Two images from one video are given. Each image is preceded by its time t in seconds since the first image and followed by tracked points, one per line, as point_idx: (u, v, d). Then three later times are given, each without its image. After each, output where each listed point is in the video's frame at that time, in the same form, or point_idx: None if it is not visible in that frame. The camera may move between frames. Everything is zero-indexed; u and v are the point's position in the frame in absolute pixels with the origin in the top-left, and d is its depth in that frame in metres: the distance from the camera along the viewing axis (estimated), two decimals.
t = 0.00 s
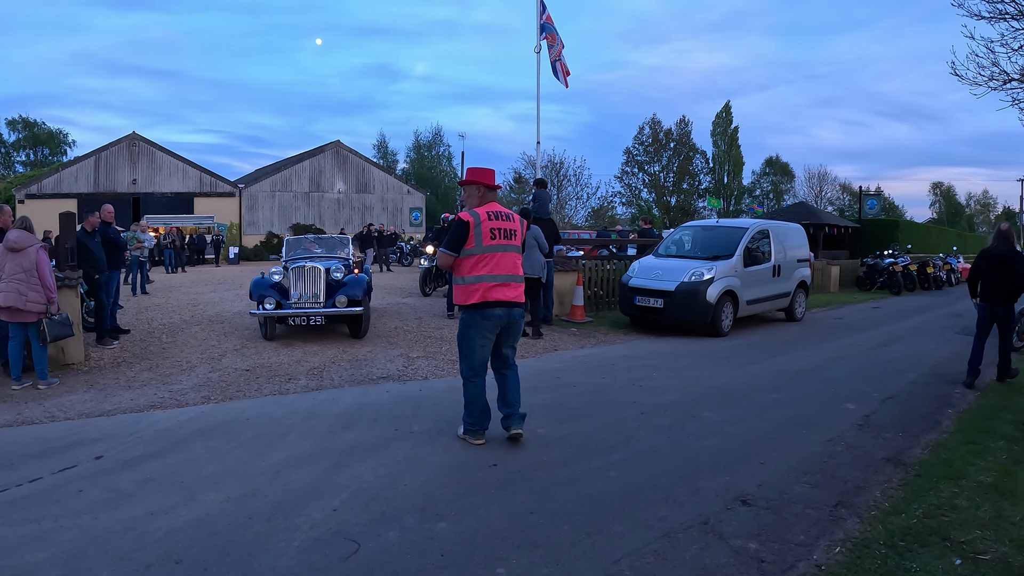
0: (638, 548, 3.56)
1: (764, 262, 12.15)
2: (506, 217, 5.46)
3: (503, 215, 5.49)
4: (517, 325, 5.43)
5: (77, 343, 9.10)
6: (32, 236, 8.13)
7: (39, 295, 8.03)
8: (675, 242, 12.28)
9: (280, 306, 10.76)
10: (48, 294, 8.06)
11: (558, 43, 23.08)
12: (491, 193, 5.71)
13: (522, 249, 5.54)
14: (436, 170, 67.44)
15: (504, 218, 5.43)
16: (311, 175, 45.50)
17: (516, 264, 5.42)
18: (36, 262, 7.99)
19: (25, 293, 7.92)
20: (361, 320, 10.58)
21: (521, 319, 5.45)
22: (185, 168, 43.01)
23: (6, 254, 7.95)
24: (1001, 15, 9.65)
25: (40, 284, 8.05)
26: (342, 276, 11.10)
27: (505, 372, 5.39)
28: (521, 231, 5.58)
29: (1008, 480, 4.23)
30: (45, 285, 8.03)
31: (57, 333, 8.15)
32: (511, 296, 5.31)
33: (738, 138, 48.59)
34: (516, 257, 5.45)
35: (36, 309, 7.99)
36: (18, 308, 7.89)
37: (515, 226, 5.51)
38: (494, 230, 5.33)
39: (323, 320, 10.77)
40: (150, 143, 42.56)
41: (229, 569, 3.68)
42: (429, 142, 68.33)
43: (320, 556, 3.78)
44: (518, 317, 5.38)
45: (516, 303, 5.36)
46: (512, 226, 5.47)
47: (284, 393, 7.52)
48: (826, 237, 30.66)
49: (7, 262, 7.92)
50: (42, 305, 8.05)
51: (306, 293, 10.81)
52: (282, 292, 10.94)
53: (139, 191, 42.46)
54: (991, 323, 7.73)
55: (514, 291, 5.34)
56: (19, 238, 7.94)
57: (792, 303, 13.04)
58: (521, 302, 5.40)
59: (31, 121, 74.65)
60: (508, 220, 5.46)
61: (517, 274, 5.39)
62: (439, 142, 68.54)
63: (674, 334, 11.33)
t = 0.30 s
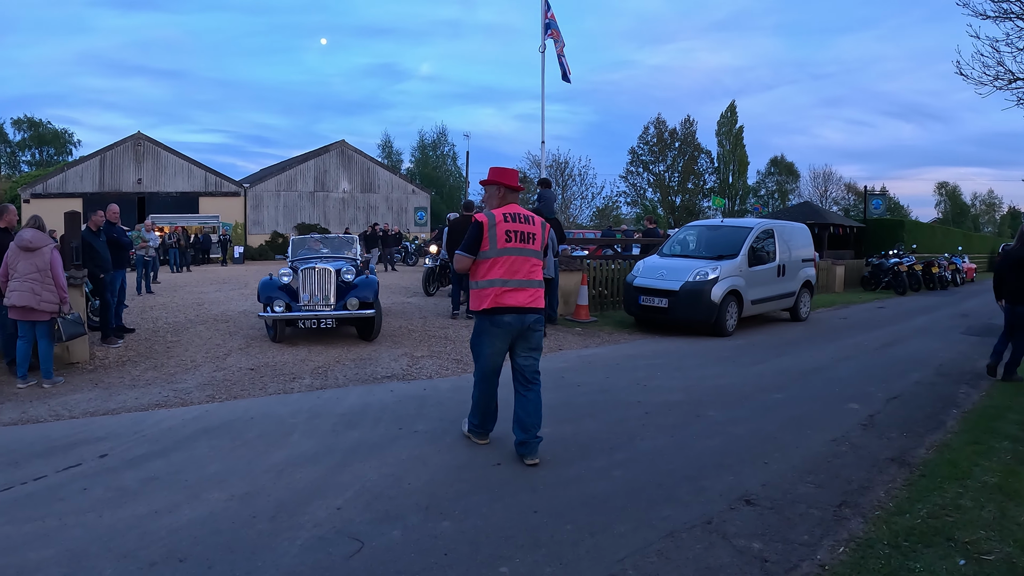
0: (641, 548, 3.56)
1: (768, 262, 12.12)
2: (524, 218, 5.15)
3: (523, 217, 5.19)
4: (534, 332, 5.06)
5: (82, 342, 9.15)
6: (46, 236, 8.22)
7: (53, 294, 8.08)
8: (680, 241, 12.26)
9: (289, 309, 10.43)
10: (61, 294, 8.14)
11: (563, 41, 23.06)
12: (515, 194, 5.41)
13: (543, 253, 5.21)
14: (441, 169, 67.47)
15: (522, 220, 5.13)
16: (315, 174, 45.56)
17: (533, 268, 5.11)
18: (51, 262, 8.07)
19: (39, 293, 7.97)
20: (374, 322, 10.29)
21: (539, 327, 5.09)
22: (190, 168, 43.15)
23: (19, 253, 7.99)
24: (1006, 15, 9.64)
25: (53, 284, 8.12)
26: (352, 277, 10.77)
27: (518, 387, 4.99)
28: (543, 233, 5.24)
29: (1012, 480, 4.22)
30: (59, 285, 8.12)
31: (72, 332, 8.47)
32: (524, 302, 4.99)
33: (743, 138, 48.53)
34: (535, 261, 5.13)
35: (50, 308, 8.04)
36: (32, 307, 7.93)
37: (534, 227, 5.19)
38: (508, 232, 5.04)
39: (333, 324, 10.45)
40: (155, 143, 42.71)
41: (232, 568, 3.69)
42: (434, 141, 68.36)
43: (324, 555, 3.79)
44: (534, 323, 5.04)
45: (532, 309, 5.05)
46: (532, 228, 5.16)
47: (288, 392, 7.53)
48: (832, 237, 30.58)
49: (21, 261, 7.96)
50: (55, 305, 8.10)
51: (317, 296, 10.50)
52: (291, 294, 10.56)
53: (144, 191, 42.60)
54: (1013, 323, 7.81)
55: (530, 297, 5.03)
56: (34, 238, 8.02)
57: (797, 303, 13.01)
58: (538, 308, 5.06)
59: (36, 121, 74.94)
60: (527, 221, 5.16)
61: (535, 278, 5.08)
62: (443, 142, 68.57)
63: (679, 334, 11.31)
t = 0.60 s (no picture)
0: (643, 547, 3.58)
1: (771, 261, 12.12)
2: (542, 214, 5.02)
3: (540, 212, 5.05)
4: (548, 333, 4.96)
5: (87, 342, 9.20)
6: (56, 236, 8.27)
7: (62, 294, 8.12)
8: (683, 241, 12.26)
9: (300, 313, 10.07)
10: (70, 294, 8.18)
11: (569, 36, 23.01)
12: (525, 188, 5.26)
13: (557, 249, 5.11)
14: (444, 168, 67.47)
15: (541, 215, 4.99)
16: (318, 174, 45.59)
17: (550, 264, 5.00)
18: (61, 262, 8.12)
19: (50, 292, 8.01)
20: (388, 325, 9.98)
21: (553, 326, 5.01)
22: (193, 168, 43.21)
23: (29, 252, 8.01)
24: (1010, 14, 9.63)
25: (63, 284, 8.17)
26: (364, 280, 10.52)
27: (526, 389, 4.93)
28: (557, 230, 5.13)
29: (1015, 480, 4.22)
30: (68, 285, 8.17)
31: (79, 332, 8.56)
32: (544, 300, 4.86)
33: (746, 137, 48.49)
34: (551, 258, 5.02)
35: (59, 308, 8.09)
36: (41, 306, 7.97)
37: (551, 224, 5.06)
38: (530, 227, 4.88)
39: (346, 327, 10.13)
40: (158, 143, 42.77)
41: (235, 566, 3.72)
42: (437, 141, 68.38)
43: (326, 553, 3.82)
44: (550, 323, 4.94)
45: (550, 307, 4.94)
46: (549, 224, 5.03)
47: (291, 392, 7.54)
48: (836, 237, 30.51)
49: (31, 260, 8.00)
50: (64, 304, 8.15)
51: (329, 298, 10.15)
52: (302, 296, 10.23)
53: (147, 191, 42.70)
54: None
55: (549, 295, 4.92)
56: (45, 237, 8.07)
57: (800, 303, 13.00)
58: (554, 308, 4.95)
59: (40, 121, 75.14)
60: (545, 217, 5.03)
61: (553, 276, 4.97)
62: (446, 141, 68.58)
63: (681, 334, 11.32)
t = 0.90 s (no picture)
0: (640, 545, 3.58)
1: (770, 260, 12.13)
2: (540, 212, 4.79)
3: (537, 210, 4.82)
4: (546, 337, 4.79)
5: (86, 341, 9.21)
6: (57, 236, 8.27)
7: (63, 294, 8.11)
8: (681, 240, 12.27)
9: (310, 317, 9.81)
10: (71, 294, 8.17)
11: (567, 37, 23.01)
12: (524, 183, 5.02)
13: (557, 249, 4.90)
14: (443, 168, 67.46)
15: (538, 214, 4.76)
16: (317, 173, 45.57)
17: (549, 266, 4.80)
18: (62, 262, 8.11)
19: (50, 292, 8.00)
20: (401, 328, 9.86)
21: (550, 328, 4.85)
22: (192, 167, 43.18)
23: (30, 252, 8.02)
24: (1008, 14, 9.66)
25: (63, 284, 8.16)
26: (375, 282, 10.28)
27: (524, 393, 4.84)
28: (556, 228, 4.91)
29: (1011, 479, 4.22)
30: (68, 285, 8.15)
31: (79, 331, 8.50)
32: (543, 304, 4.68)
33: (745, 137, 48.51)
34: (550, 258, 4.82)
35: (59, 307, 8.08)
36: (42, 306, 7.97)
37: (549, 223, 4.84)
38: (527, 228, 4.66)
39: (358, 331, 9.92)
40: (157, 143, 42.78)
41: (234, 565, 3.72)
42: (436, 140, 68.38)
43: (324, 552, 3.82)
44: (547, 327, 4.77)
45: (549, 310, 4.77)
46: (548, 223, 4.81)
47: (289, 392, 7.54)
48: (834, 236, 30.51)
49: (32, 260, 7.99)
50: (64, 304, 8.13)
51: (340, 302, 9.93)
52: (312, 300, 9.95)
53: (146, 191, 42.70)
54: None
55: (549, 298, 4.73)
56: (46, 237, 8.08)
57: (798, 302, 13.01)
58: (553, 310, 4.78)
59: (39, 121, 75.12)
60: (544, 216, 4.80)
61: (552, 278, 4.77)
62: (446, 141, 68.56)
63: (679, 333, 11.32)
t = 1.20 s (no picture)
0: (631, 545, 3.57)
1: (764, 260, 12.14)
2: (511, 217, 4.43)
3: (508, 214, 4.45)
4: (523, 348, 4.46)
5: (80, 342, 9.18)
6: (47, 237, 8.21)
7: (54, 295, 8.09)
8: (676, 239, 12.28)
9: (321, 322, 9.38)
10: (62, 295, 8.14)
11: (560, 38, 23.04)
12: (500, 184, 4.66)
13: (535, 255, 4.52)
14: (439, 168, 67.41)
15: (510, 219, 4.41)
16: (312, 173, 45.49)
17: (524, 275, 4.44)
18: (52, 263, 8.07)
19: (41, 293, 7.97)
20: (414, 332, 9.56)
21: (529, 340, 4.50)
22: (187, 167, 43.08)
23: (21, 253, 8.01)
24: (1002, 14, 9.69)
25: (55, 285, 8.12)
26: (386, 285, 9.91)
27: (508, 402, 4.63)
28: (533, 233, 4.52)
29: (1003, 478, 4.22)
30: (60, 286, 8.12)
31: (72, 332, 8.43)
32: (515, 316, 4.34)
33: (740, 136, 48.58)
34: (525, 266, 4.44)
35: (51, 309, 8.06)
36: (33, 308, 7.94)
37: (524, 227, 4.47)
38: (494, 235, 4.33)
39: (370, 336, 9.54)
40: (153, 143, 42.68)
41: (226, 564, 3.71)
42: (432, 140, 68.34)
43: (316, 550, 3.81)
44: (524, 339, 4.44)
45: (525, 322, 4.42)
46: (521, 228, 4.44)
47: (283, 392, 7.52)
48: (829, 236, 30.56)
49: (22, 262, 7.97)
50: (55, 305, 8.10)
51: (352, 306, 9.49)
52: (321, 304, 9.52)
53: (141, 191, 42.58)
54: None
55: (523, 310, 4.38)
56: (36, 238, 8.03)
57: (792, 302, 13.02)
58: (529, 322, 4.42)
59: (34, 121, 74.91)
60: (515, 220, 4.43)
61: (527, 287, 4.41)
62: (441, 141, 68.52)
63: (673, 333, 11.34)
